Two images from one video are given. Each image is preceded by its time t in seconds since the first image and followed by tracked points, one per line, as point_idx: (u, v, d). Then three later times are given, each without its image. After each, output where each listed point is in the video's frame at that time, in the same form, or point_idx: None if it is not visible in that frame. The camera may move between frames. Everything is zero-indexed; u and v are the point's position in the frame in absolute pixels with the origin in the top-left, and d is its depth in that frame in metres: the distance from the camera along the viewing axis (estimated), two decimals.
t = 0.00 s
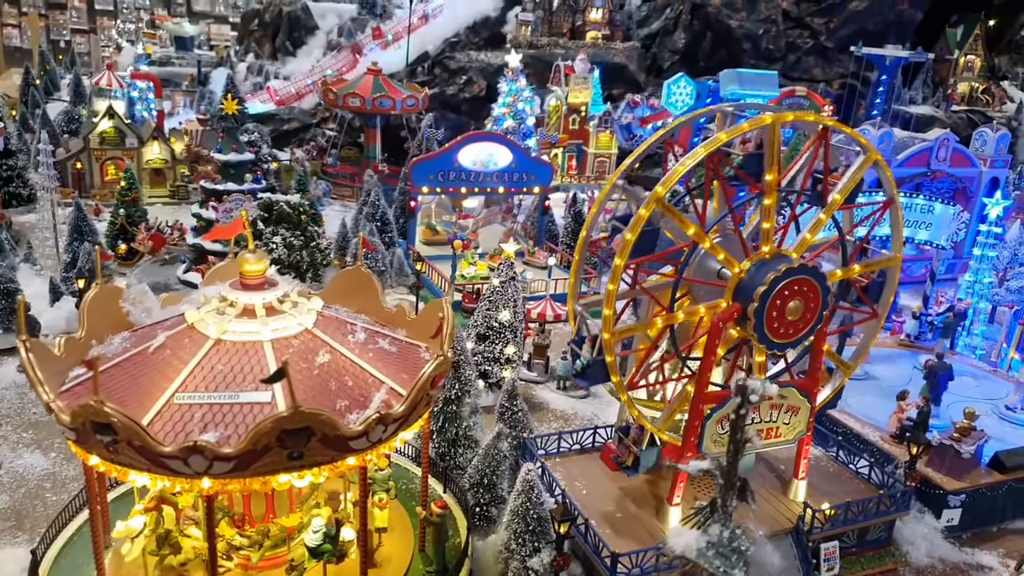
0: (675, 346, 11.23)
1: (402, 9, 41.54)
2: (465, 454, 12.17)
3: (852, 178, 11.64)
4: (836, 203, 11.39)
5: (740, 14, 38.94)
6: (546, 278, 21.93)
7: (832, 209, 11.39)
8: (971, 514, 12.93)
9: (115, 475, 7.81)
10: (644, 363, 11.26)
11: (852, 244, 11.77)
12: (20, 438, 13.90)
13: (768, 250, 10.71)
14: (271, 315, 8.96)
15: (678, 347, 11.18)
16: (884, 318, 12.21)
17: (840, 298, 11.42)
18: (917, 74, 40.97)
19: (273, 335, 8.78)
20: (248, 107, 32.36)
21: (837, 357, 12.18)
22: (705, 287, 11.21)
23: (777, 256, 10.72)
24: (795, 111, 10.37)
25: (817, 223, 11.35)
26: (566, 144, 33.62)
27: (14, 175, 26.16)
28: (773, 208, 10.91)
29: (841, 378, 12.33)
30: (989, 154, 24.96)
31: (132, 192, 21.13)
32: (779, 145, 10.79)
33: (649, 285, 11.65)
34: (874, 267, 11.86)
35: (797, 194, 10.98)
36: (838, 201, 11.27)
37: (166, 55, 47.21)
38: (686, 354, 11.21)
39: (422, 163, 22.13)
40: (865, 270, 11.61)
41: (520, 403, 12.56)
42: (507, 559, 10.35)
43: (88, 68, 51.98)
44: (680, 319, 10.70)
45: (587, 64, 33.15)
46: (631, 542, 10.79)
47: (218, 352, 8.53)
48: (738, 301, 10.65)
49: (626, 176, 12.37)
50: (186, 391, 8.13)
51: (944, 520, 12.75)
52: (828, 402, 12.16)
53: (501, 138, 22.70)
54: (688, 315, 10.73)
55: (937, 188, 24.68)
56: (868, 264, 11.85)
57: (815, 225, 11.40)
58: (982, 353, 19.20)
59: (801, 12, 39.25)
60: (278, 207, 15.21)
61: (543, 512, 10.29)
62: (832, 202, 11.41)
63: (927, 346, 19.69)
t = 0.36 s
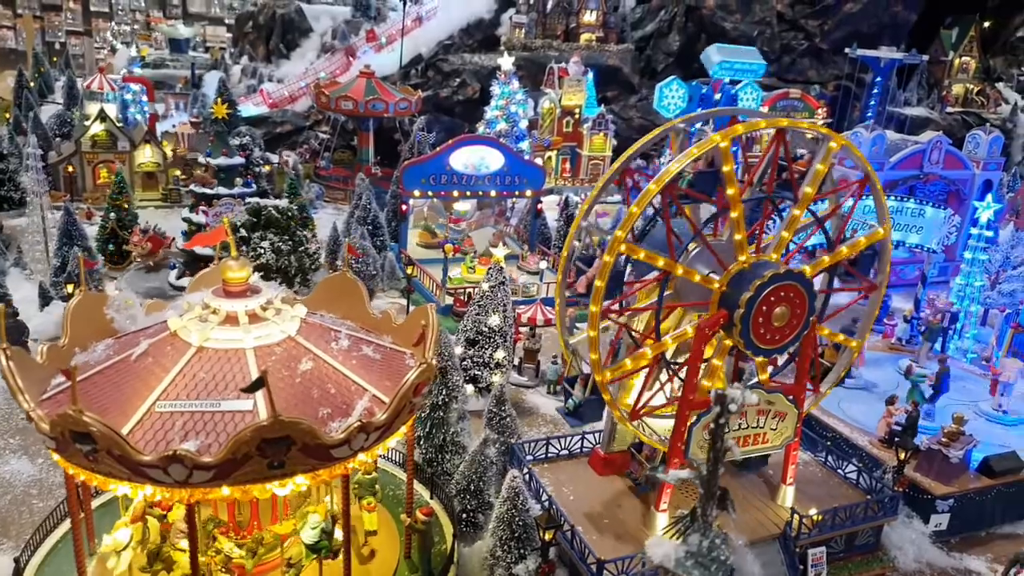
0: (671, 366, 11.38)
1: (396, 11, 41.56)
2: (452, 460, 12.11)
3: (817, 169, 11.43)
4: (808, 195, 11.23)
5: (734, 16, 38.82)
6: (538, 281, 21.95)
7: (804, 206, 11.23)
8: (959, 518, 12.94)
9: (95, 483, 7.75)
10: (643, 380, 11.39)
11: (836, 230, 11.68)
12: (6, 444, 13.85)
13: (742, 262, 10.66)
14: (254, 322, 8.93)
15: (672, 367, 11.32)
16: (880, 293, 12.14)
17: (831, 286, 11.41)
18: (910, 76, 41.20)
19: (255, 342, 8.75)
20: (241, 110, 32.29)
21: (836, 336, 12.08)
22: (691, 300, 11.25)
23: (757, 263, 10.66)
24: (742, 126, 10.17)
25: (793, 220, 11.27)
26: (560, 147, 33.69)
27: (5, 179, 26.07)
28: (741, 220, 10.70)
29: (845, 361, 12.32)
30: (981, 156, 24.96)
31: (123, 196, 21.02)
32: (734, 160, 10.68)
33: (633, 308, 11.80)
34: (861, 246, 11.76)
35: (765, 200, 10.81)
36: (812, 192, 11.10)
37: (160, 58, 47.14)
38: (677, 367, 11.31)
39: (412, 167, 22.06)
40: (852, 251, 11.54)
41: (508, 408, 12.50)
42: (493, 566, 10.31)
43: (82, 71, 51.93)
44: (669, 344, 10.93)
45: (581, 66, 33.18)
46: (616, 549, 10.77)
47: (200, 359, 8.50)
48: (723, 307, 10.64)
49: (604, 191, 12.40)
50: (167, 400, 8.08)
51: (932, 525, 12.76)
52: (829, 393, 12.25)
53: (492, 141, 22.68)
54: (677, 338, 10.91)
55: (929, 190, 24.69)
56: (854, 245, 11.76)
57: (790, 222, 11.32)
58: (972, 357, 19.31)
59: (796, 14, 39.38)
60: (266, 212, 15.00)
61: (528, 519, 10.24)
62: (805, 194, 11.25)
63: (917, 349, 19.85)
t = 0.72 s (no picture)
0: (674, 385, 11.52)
1: (392, 10, 41.54)
2: (439, 464, 12.08)
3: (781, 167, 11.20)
4: (779, 195, 11.10)
5: (731, 17, 38.69)
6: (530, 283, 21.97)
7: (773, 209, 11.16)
8: (946, 524, 12.95)
9: (74, 489, 7.71)
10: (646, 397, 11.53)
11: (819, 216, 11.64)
12: None
13: (717, 279, 10.69)
14: (236, 327, 8.93)
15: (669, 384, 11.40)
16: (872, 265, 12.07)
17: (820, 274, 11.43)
18: (906, 78, 41.26)
19: (237, 347, 8.75)
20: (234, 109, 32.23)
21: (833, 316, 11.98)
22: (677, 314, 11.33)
23: (735, 274, 10.69)
24: (688, 152, 10.05)
25: (765, 225, 11.16)
26: (555, 148, 33.76)
27: None
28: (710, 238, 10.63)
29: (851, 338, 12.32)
30: (975, 160, 25.02)
31: (114, 196, 20.99)
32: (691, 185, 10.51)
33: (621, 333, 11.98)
34: (845, 225, 11.74)
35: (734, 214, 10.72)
36: (782, 190, 10.98)
37: (155, 55, 47.08)
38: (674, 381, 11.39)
39: (405, 168, 22.06)
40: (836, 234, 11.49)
41: (495, 412, 12.44)
42: (478, 571, 10.27)
43: (76, 67, 51.85)
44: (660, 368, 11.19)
45: (576, 67, 33.15)
46: (601, 556, 10.72)
47: (182, 364, 8.48)
48: (709, 314, 10.65)
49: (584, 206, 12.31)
50: (148, 405, 8.05)
51: (918, 531, 12.76)
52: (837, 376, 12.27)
53: (486, 142, 22.60)
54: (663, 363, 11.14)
55: (923, 194, 24.73)
56: (838, 226, 11.73)
57: (765, 223, 11.21)
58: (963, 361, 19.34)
59: (792, 15, 39.13)
60: (254, 214, 14.59)
61: (513, 524, 10.22)
62: (774, 193, 11.15)
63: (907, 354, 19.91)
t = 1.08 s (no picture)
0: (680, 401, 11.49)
1: (385, 11, 41.50)
2: (429, 471, 11.99)
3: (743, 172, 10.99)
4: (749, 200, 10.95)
5: (724, 18, 38.79)
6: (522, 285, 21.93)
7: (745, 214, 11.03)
8: (936, 528, 12.95)
9: (55, 503, 7.65)
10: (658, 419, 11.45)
11: (795, 208, 11.48)
12: None
13: (698, 294, 10.64)
14: (221, 337, 8.90)
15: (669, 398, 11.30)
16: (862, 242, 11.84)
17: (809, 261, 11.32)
18: (898, 79, 41.36)
19: (222, 358, 8.72)
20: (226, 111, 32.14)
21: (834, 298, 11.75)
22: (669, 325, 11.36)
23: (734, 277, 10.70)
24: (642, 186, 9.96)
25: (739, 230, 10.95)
26: (549, 149, 33.76)
27: None
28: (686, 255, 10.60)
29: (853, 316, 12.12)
30: (966, 161, 25.03)
31: (105, 200, 20.93)
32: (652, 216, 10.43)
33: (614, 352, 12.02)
34: (824, 211, 11.65)
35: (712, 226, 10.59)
36: (749, 193, 10.84)
37: (148, 56, 46.97)
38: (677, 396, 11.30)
39: (397, 170, 21.95)
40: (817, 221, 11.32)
41: (486, 418, 12.41)
42: None
43: (69, 68, 51.68)
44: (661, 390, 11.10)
45: (569, 69, 33.13)
46: (589, 563, 10.66)
47: (165, 376, 8.42)
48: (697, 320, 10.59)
49: (578, 207, 12.20)
50: (130, 417, 7.99)
51: (908, 535, 12.75)
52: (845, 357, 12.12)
53: (477, 145, 22.50)
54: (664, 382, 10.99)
55: (914, 195, 24.74)
56: (816, 213, 11.63)
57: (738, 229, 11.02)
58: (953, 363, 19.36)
59: (785, 16, 39.13)
60: (243, 220, 14.50)
61: (501, 533, 10.19)
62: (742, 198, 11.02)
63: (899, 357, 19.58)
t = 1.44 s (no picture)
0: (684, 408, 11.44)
1: (376, 13, 41.37)
2: (412, 479, 11.86)
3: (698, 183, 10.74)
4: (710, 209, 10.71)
5: (714, 21, 38.86)
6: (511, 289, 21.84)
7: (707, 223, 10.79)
8: (921, 532, 12.92)
9: (24, 517, 7.53)
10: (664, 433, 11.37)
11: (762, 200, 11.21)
12: None
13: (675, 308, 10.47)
14: (198, 347, 8.79)
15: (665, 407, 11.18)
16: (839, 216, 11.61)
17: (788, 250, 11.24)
18: (888, 81, 41.46)
19: (198, 367, 8.60)
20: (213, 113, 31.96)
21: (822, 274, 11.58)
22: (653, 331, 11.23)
23: (718, 282, 10.53)
24: (593, 228, 9.86)
25: (704, 239, 10.63)
26: (539, 152, 33.72)
27: None
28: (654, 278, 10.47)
29: (844, 288, 11.94)
30: (952, 164, 25.08)
31: (89, 204, 20.79)
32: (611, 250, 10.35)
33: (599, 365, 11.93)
34: (793, 194, 11.47)
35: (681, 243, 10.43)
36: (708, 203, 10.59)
37: (138, 57, 46.72)
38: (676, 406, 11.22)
39: (385, 173, 21.80)
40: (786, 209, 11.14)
41: (470, 426, 12.29)
42: None
43: (57, 69, 51.35)
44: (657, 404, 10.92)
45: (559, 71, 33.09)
46: (573, 571, 10.53)
47: (140, 387, 8.30)
48: (681, 326, 10.43)
49: (561, 213, 12.07)
50: (103, 429, 7.88)
51: (893, 540, 12.71)
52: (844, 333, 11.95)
53: (465, 148, 22.34)
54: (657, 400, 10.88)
55: (901, 199, 24.78)
56: (784, 201, 11.41)
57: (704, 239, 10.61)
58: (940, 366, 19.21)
59: (775, 19, 39.27)
60: (227, 225, 14.34)
61: (484, 542, 10.06)
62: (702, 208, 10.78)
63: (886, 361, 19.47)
